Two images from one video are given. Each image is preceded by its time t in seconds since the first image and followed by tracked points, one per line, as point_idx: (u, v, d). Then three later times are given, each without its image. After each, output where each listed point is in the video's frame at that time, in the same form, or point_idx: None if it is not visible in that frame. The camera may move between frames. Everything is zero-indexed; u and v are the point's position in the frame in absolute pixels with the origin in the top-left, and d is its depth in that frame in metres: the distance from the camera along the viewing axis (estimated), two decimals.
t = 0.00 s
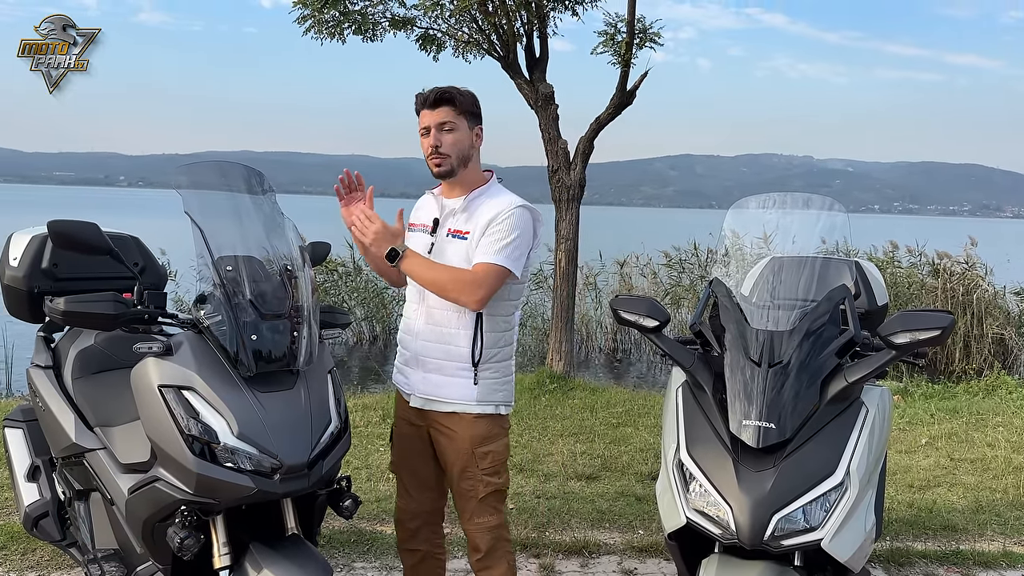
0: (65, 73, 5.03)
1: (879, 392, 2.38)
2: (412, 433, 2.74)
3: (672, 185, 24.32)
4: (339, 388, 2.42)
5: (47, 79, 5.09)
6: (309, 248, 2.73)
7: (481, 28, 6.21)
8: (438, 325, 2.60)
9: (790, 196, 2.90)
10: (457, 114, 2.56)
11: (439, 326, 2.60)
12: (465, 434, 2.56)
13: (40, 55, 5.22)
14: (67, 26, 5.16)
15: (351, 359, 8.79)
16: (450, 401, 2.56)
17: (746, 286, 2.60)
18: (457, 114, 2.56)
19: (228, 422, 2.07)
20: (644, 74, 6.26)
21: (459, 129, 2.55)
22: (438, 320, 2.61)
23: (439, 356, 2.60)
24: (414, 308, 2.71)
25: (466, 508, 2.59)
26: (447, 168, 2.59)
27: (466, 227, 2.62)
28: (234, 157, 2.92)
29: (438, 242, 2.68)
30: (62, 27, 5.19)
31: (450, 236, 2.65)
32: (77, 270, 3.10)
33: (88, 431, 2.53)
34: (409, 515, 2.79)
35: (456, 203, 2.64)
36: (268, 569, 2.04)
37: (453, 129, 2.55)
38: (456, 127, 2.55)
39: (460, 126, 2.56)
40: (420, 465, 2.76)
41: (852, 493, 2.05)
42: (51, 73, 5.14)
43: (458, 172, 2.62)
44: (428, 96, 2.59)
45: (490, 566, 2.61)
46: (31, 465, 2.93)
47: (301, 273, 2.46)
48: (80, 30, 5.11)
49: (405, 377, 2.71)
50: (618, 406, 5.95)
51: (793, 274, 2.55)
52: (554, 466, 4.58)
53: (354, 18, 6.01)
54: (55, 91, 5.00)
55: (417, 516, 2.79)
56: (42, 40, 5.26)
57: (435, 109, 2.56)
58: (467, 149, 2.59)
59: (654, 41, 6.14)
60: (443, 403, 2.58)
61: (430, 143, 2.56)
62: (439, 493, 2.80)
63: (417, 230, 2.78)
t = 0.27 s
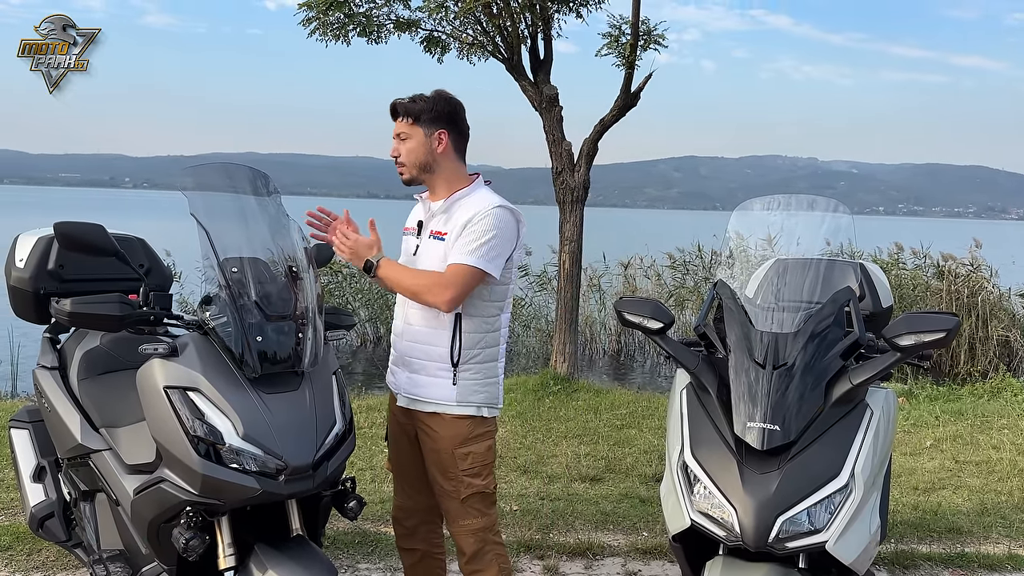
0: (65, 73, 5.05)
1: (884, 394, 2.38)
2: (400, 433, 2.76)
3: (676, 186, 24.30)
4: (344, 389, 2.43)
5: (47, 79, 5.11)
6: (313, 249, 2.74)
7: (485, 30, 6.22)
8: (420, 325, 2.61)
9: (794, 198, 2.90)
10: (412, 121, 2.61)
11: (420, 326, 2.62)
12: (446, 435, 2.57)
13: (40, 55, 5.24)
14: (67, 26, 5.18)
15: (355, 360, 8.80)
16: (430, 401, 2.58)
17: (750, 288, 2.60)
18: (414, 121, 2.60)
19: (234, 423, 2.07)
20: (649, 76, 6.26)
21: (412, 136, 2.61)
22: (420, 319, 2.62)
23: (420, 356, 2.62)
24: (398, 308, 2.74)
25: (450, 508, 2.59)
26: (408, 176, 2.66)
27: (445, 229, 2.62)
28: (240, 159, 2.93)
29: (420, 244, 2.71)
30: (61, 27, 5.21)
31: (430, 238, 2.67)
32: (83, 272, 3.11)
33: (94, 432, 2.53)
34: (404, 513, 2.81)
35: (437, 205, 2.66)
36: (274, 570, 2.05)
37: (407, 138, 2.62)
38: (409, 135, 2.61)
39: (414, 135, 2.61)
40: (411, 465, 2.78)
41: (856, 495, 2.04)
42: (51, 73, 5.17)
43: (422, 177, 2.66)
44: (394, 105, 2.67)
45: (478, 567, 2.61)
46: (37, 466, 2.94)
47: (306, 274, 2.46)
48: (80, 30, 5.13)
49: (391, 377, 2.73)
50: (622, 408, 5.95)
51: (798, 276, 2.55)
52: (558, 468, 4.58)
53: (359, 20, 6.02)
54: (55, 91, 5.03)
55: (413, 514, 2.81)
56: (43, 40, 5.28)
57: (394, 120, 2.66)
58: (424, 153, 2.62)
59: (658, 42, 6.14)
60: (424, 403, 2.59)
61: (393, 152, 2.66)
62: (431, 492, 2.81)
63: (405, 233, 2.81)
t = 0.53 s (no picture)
0: (65, 73, 5.08)
1: (889, 396, 2.38)
2: (402, 433, 2.77)
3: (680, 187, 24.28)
4: (348, 390, 2.43)
5: (47, 79, 5.14)
6: (319, 250, 2.75)
7: (489, 32, 6.22)
8: (415, 326, 2.62)
9: (799, 199, 2.91)
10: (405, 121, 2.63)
11: (413, 326, 2.62)
12: (446, 435, 2.58)
13: (40, 55, 5.26)
14: (67, 26, 5.20)
15: (359, 361, 8.82)
16: (426, 400, 2.58)
17: (755, 289, 2.60)
18: (406, 122, 2.63)
19: (240, 423, 2.08)
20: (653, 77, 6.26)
21: (406, 136, 2.63)
22: (415, 320, 2.62)
23: (415, 356, 2.62)
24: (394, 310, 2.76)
25: (451, 508, 2.60)
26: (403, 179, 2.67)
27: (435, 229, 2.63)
28: (245, 160, 2.94)
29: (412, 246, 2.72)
30: (62, 27, 5.23)
31: (421, 239, 2.69)
32: (89, 273, 3.13)
33: (99, 432, 2.54)
34: (407, 513, 2.82)
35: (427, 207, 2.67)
36: (279, 570, 2.05)
37: (400, 138, 2.64)
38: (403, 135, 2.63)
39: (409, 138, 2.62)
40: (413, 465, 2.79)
41: (861, 497, 2.04)
42: (52, 73, 5.19)
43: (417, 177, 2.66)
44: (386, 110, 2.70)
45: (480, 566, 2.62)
46: (43, 466, 2.95)
47: (311, 275, 2.47)
48: (80, 30, 5.15)
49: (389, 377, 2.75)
50: (625, 409, 5.94)
51: (803, 277, 2.55)
52: (562, 469, 4.58)
53: (363, 22, 6.03)
54: (55, 91, 5.05)
55: (417, 514, 2.81)
56: (43, 41, 5.30)
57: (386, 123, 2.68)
58: (418, 152, 2.63)
59: (663, 43, 6.13)
60: (420, 403, 2.59)
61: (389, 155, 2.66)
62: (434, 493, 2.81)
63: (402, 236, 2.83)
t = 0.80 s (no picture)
0: (65, 73, 5.09)
1: (892, 396, 2.37)
2: (411, 435, 2.76)
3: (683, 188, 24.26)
4: (352, 390, 2.44)
5: (47, 79, 5.15)
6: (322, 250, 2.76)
7: (493, 32, 6.23)
8: (427, 328, 2.61)
9: (802, 200, 2.90)
10: (422, 123, 2.57)
11: (426, 328, 2.62)
12: (463, 433, 2.58)
13: (40, 55, 5.28)
14: (67, 26, 5.22)
15: (362, 361, 8.83)
16: (443, 401, 2.58)
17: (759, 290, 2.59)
18: (423, 124, 2.57)
19: (243, 423, 2.09)
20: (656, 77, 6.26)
21: (426, 138, 2.58)
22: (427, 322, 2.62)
23: (428, 358, 2.62)
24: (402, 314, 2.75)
25: (466, 506, 2.60)
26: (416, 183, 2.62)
27: (440, 232, 2.63)
28: (249, 160, 2.95)
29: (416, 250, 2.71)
30: (62, 27, 5.25)
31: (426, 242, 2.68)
32: (93, 273, 3.14)
33: (103, 432, 2.55)
34: (414, 515, 2.81)
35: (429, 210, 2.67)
36: (282, 570, 2.05)
37: (420, 140, 2.58)
38: (423, 137, 2.57)
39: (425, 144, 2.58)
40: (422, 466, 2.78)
41: (864, 497, 2.04)
42: (52, 73, 5.21)
43: (435, 179, 2.64)
44: (389, 111, 2.58)
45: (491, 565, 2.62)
46: (47, 465, 2.96)
47: (315, 275, 2.47)
48: (80, 30, 5.17)
49: (400, 381, 2.74)
50: (629, 410, 5.94)
51: (806, 278, 2.55)
52: (565, 469, 4.58)
53: (366, 22, 6.04)
54: (54, 91, 5.07)
55: (422, 517, 2.81)
56: (43, 41, 5.31)
57: (399, 125, 2.57)
58: (439, 153, 2.62)
59: (666, 44, 6.13)
60: (438, 404, 2.59)
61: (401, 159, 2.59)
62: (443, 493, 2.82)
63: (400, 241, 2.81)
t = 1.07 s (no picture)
0: (65, 73, 5.10)
1: (895, 396, 2.37)
2: (416, 436, 2.76)
3: (685, 188, 24.24)
4: (354, 389, 2.44)
5: (48, 79, 5.16)
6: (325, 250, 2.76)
7: (495, 32, 6.23)
8: (439, 330, 2.61)
9: (805, 200, 2.90)
10: (445, 121, 2.57)
11: (436, 331, 2.62)
12: (473, 433, 2.59)
13: (40, 55, 5.29)
14: (67, 27, 5.23)
15: (364, 361, 8.84)
16: (454, 403, 2.58)
17: (761, 290, 2.59)
18: (446, 122, 2.57)
19: (246, 423, 2.09)
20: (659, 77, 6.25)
21: (446, 136, 2.57)
22: (438, 324, 2.62)
23: (439, 360, 2.62)
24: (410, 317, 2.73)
25: (474, 506, 2.60)
26: (430, 177, 2.59)
27: (453, 233, 2.62)
28: (252, 160, 2.95)
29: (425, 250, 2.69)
30: (62, 27, 5.26)
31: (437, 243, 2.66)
32: (97, 272, 3.14)
33: (107, 431, 2.55)
34: (418, 517, 2.81)
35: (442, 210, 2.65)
36: (284, 570, 2.06)
37: (441, 137, 2.57)
38: (444, 134, 2.57)
39: (447, 137, 2.58)
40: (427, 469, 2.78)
41: (867, 498, 2.04)
42: (52, 73, 5.22)
43: (448, 178, 2.63)
44: (413, 103, 2.57)
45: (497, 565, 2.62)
46: (51, 465, 2.96)
47: (318, 274, 2.48)
48: (80, 31, 5.18)
49: (407, 384, 2.73)
50: (631, 410, 5.93)
51: (809, 278, 2.55)
52: (568, 469, 4.58)
53: (369, 23, 6.05)
54: (54, 91, 5.08)
55: (426, 518, 2.82)
56: (43, 41, 5.32)
57: (421, 118, 2.55)
58: (456, 154, 2.62)
59: (669, 44, 6.13)
60: (448, 406, 2.59)
61: (420, 150, 2.56)
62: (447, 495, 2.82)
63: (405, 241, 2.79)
